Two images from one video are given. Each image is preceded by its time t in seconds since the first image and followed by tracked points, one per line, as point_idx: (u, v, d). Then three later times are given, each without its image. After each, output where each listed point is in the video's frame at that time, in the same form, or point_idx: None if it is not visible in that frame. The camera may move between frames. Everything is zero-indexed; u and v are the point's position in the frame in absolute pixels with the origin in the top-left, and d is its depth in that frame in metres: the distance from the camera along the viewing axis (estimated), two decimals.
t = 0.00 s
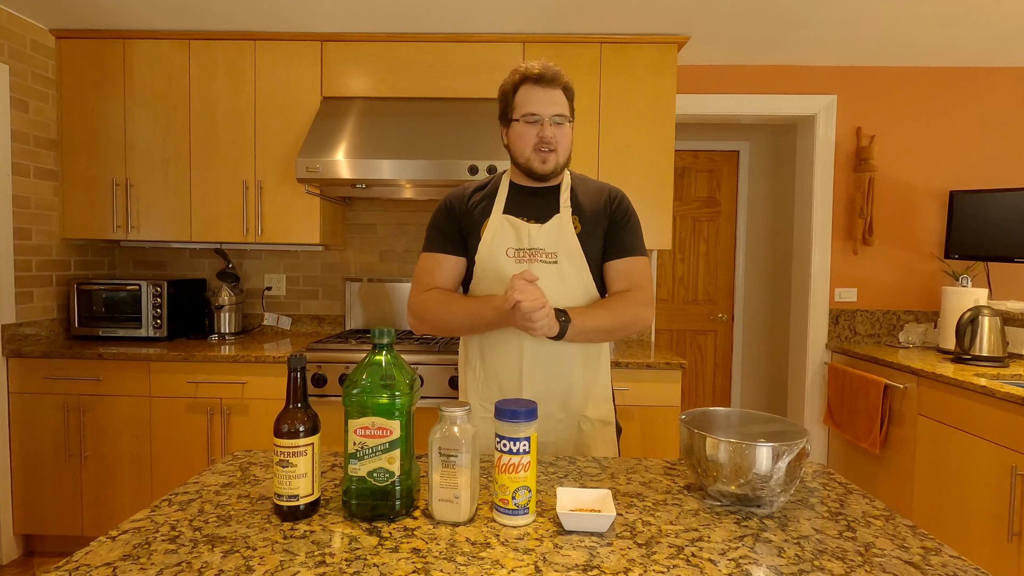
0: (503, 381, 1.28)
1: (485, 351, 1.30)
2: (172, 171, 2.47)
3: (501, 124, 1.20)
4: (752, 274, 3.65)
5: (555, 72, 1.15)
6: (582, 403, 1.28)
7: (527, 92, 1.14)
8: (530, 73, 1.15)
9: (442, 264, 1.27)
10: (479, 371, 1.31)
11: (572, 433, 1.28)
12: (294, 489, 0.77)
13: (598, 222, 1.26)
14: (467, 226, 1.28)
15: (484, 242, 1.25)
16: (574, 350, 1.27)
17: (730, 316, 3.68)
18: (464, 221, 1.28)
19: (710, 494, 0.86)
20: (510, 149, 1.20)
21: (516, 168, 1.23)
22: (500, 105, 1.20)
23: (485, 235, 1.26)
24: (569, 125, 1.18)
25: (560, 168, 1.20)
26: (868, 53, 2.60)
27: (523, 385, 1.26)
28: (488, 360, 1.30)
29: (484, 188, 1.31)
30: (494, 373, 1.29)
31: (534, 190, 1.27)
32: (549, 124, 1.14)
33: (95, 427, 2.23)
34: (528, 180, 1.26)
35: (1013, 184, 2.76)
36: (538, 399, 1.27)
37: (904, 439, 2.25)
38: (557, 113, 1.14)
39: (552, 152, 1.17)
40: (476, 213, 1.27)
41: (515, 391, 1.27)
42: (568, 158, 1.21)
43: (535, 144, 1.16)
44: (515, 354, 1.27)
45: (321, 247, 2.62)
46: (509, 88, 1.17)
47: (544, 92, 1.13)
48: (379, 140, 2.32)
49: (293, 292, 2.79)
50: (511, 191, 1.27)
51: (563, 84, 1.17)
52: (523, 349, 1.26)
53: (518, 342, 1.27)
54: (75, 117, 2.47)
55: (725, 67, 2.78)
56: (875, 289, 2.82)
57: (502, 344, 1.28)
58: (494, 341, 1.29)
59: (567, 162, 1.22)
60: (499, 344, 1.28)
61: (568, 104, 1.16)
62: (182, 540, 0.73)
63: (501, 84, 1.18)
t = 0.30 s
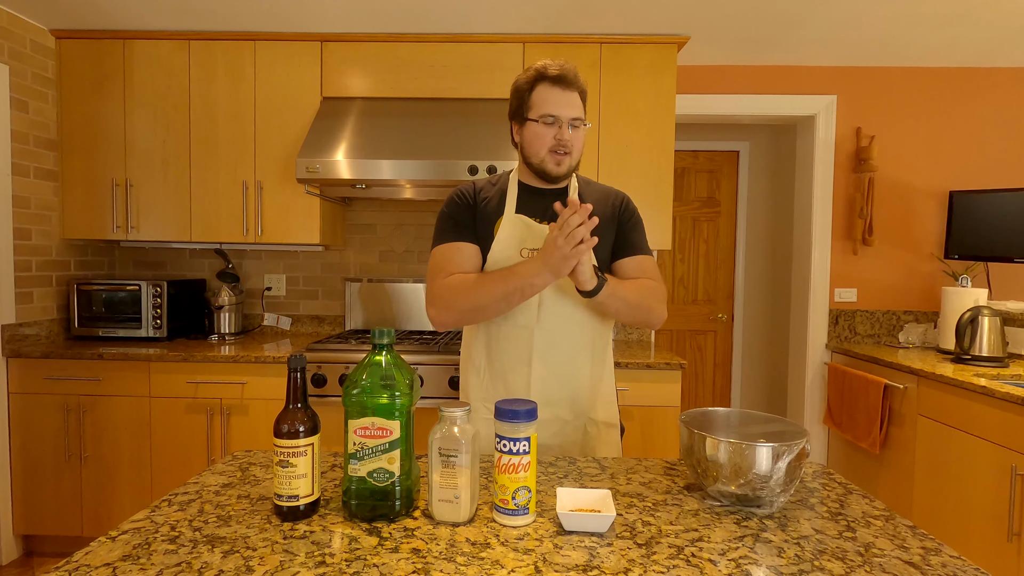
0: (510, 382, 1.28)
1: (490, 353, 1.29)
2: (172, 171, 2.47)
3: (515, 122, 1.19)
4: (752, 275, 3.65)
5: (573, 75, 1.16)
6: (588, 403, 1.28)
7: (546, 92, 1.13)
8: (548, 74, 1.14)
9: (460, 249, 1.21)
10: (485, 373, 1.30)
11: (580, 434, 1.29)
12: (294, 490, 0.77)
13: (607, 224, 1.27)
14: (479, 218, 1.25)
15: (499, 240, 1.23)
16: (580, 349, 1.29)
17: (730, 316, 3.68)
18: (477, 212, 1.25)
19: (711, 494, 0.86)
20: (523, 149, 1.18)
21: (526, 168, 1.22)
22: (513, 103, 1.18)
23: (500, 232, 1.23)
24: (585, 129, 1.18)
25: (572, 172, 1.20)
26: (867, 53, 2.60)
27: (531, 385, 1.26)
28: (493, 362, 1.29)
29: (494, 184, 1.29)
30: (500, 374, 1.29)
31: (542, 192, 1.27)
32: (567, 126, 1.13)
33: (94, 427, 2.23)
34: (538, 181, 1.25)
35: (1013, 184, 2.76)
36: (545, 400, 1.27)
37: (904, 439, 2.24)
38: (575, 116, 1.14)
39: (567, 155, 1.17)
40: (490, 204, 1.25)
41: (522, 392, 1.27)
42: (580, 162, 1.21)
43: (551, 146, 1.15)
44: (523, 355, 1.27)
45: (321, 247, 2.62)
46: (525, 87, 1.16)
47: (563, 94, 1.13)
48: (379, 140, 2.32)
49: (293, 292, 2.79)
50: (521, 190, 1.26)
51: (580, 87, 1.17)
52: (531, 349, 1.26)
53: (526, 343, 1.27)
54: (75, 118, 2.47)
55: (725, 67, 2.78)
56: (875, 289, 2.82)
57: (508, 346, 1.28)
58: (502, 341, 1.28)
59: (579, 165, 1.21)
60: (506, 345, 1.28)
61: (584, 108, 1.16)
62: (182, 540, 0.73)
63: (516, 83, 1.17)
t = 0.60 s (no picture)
0: (519, 386, 1.28)
1: (500, 357, 1.28)
2: (172, 171, 2.47)
3: (520, 122, 1.20)
4: (752, 275, 3.65)
5: (578, 73, 1.16)
6: (597, 406, 1.29)
7: (550, 91, 1.14)
8: (552, 72, 1.15)
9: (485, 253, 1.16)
10: (494, 376, 1.29)
11: (588, 437, 1.30)
12: (294, 490, 0.77)
13: (615, 230, 1.29)
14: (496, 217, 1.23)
15: (514, 243, 1.22)
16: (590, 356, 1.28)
17: (729, 316, 3.68)
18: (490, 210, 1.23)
19: (712, 495, 0.86)
20: (527, 146, 1.19)
21: (531, 166, 1.23)
22: (519, 103, 1.20)
23: (517, 233, 1.22)
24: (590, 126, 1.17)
25: (577, 169, 1.20)
26: (867, 53, 2.60)
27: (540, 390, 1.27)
28: (503, 366, 1.28)
29: (505, 182, 1.27)
30: (510, 378, 1.28)
31: (551, 193, 1.26)
32: (570, 124, 1.14)
33: (93, 427, 2.23)
34: (544, 180, 1.25)
35: (1012, 185, 2.76)
36: (555, 404, 1.27)
37: (904, 439, 2.24)
38: (578, 113, 1.14)
39: (570, 153, 1.17)
40: (504, 201, 1.24)
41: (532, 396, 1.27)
42: (586, 159, 1.21)
43: (554, 144, 1.16)
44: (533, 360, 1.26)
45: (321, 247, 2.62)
46: (531, 86, 1.17)
47: (566, 92, 1.14)
48: (379, 141, 2.32)
49: (293, 292, 2.79)
50: (531, 191, 1.25)
51: (585, 84, 1.17)
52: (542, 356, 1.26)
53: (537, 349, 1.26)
54: (74, 118, 2.47)
55: (724, 67, 2.78)
56: (875, 290, 2.82)
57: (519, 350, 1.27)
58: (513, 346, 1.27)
59: (585, 163, 1.21)
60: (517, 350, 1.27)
61: (589, 107, 1.16)
62: (182, 540, 0.73)
63: (523, 82, 1.18)
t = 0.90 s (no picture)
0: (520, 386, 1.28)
1: (500, 356, 1.29)
2: (172, 171, 2.47)
3: (519, 121, 1.22)
4: (752, 274, 3.65)
5: (572, 68, 1.17)
6: (597, 407, 1.29)
7: (544, 85, 1.15)
8: (547, 69, 1.17)
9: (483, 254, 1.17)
10: (494, 375, 1.30)
11: (589, 438, 1.30)
12: (294, 490, 0.77)
13: (617, 229, 1.29)
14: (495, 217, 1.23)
15: (513, 242, 1.22)
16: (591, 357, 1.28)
17: (729, 316, 3.68)
18: (490, 211, 1.23)
19: (713, 496, 0.86)
20: (525, 142, 1.20)
21: (530, 163, 1.23)
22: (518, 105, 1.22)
23: (515, 233, 1.23)
24: (586, 119, 1.17)
25: (575, 162, 1.19)
26: (866, 53, 2.60)
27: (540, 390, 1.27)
28: (503, 365, 1.29)
29: (506, 182, 1.27)
30: (510, 378, 1.29)
31: (554, 192, 1.26)
32: (564, 114, 1.14)
33: (93, 427, 2.23)
34: (544, 177, 1.25)
35: (1012, 184, 2.76)
36: (555, 405, 1.27)
37: (904, 439, 2.24)
38: (573, 104, 1.15)
39: (566, 145, 1.16)
40: (504, 201, 1.24)
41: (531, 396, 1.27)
42: (584, 153, 1.20)
43: (549, 135, 1.16)
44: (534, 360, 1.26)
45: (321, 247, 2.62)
46: (527, 85, 1.19)
47: (560, 85, 1.15)
48: (379, 141, 2.32)
49: (293, 292, 2.79)
50: (531, 191, 1.25)
51: (580, 80, 1.18)
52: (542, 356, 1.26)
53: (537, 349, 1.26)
54: (74, 118, 2.47)
55: (724, 67, 2.78)
56: (875, 289, 2.82)
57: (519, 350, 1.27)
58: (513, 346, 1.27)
59: (583, 156, 1.20)
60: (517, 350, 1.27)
61: (585, 99, 1.17)
62: (182, 540, 0.73)
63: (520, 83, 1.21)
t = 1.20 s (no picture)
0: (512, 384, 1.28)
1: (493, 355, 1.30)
2: (172, 170, 2.47)
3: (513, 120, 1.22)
4: (752, 274, 3.65)
5: (562, 65, 1.16)
6: (591, 406, 1.28)
7: (534, 85, 1.15)
8: (538, 68, 1.16)
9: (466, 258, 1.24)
10: (487, 374, 1.30)
11: (580, 437, 1.29)
12: (294, 489, 0.77)
13: (610, 224, 1.26)
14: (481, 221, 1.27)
15: (496, 241, 1.25)
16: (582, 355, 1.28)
17: (730, 315, 3.68)
18: (479, 213, 1.28)
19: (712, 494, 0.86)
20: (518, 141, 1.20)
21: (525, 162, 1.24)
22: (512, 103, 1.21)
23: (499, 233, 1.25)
24: (578, 117, 1.16)
25: (567, 160, 1.19)
26: (867, 52, 2.60)
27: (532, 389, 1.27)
28: (496, 364, 1.30)
29: (497, 185, 1.30)
30: (503, 376, 1.29)
31: (549, 189, 1.27)
32: (554, 114, 1.13)
33: (94, 427, 2.23)
34: (540, 176, 1.26)
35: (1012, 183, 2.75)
36: (547, 403, 1.28)
37: (904, 438, 2.24)
38: (563, 103, 1.14)
39: (557, 143, 1.16)
40: (490, 205, 1.27)
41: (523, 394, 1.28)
42: (576, 150, 1.19)
43: (540, 135, 1.16)
44: (525, 359, 1.27)
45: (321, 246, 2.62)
46: (520, 83, 1.18)
47: (550, 84, 1.14)
48: (379, 140, 2.32)
49: (293, 291, 2.79)
50: (524, 190, 1.27)
51: (571, 76, 1.16)
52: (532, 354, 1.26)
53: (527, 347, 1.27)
54: (74, 117, 2.47)
55: (724, 66, 2.78)
56: (876, 289, 2.82)
57: (510, 348, 1.28)
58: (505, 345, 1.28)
59: (575, 153, 1.20)
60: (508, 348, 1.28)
61: (577, 96, 1.15)
62: (182, 539, 0.73)
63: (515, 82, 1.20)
